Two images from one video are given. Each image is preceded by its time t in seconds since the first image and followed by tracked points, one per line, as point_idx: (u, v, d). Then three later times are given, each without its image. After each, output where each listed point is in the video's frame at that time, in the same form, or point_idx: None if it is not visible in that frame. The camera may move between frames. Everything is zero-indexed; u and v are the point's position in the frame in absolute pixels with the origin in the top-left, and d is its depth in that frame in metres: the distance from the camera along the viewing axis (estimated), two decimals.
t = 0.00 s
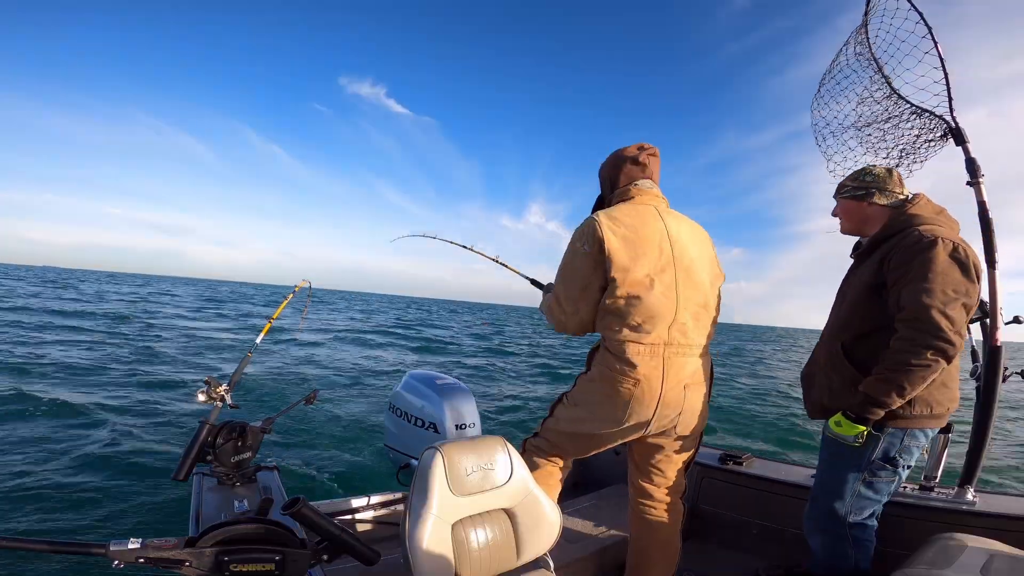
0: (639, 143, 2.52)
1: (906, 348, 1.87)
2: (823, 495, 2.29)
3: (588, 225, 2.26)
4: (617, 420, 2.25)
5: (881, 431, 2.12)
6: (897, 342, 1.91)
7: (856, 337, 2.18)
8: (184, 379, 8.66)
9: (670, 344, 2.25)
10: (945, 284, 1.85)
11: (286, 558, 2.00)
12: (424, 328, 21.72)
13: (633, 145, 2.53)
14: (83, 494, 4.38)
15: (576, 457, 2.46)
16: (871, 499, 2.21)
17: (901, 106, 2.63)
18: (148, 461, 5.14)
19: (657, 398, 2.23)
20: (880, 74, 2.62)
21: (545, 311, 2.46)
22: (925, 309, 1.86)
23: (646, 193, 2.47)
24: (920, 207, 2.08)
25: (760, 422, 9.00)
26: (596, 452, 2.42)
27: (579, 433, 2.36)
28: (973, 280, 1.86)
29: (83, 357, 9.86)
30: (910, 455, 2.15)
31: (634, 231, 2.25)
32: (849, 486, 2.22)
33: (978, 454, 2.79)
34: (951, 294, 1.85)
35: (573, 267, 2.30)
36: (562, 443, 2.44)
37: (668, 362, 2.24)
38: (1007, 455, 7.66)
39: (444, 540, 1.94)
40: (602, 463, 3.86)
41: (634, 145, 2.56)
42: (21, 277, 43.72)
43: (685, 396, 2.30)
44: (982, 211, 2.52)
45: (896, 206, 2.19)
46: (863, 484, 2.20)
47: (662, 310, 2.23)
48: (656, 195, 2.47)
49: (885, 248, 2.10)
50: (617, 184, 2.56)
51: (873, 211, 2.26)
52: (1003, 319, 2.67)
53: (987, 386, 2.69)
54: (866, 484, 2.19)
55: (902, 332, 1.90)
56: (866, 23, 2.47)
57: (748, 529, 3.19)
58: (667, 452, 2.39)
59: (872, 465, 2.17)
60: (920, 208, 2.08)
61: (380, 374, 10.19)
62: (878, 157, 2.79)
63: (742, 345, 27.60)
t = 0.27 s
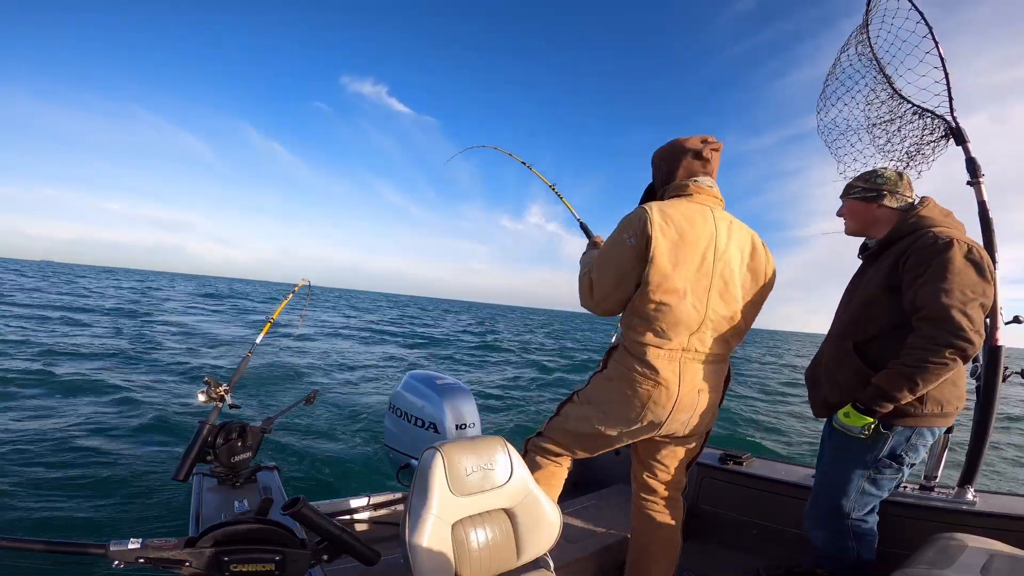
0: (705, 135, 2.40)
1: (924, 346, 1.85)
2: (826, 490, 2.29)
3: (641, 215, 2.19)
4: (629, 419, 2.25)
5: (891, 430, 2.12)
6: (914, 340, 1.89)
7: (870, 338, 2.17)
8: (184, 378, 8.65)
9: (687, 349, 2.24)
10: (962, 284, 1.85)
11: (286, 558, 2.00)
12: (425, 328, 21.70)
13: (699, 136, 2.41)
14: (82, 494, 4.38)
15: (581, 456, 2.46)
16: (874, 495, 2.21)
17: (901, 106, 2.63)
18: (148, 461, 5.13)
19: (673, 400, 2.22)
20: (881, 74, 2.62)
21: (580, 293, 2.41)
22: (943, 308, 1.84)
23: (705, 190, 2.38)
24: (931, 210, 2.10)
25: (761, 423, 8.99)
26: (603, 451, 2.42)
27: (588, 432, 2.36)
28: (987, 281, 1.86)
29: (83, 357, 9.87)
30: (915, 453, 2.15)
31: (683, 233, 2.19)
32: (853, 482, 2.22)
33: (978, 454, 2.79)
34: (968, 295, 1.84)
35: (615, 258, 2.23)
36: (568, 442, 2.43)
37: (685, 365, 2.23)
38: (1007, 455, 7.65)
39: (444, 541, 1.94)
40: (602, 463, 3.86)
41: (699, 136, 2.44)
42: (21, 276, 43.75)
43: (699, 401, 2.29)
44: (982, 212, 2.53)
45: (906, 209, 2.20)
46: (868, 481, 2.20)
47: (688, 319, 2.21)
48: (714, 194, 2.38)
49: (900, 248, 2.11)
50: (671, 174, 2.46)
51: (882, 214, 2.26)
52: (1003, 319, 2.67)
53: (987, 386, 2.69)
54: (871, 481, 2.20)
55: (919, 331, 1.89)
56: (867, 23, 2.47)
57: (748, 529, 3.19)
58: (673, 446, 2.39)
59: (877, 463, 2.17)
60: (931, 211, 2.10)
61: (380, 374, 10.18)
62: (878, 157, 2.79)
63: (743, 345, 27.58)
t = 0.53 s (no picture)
0: (756, 142, 2.31)
1: (935, 350, 1.85)
2: (839, 495, 2.27)
3: (682, 223, 2.10)
4: (632, 421, 2.26)
5: (900, 433, 2.11)
6: (925, 343, 1.89)
7: (881, 337, 2.17)
8: (183, 378, 8.65)
9: (696, 357, 2.24)
10: (979, 289, 1.84)
11: (286, 558, 2.00)
12: (424, 327, 21.68)
13: (749, 142, 2.30)
14: (82, 493, 4.38)
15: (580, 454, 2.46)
16: (888, 497, 2.20)
17: (900, 105, 2.63)
18: (147, 461, 5.14)
19: (678, 404, 2.23)
20: (880, 73, 2.62)
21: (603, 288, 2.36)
22: (959, 312, 1.83)
23: (748, 203, 2.30)
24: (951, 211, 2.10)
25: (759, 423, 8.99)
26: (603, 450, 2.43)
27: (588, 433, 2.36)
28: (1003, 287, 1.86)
29: (83, 356, 9.86)
30: (925, 454, 2.15)
31: (720, 246, 2.12)
32: (866, 487, 2.21)
33: (979, 454, 2.79)
34: (985, 300, 1.83)
35: (646, 263, 2.16)
36: (567, 440, 2.43)
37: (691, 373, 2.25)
38: (1007, 455, 7.65)
39: (443, 541, 1.94)
40: (602, 463, 3.86)
41: (748, 143, 2.34)
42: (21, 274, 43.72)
43: (701, 405, 2.30)
44: (983, 211, 2.53)
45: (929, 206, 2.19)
46: (882, 484, 2.19)
47: (705, 333, 2.19)
48: (757, 207, 2.31)
49: (917, 247, 2.10)
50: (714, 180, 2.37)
51: (905, 210, 2.26)
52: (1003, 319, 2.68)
53: (988, 387, 2.69)
54: (884, 484, 2.18)
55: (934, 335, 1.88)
56: (866, 22, 2.47)
57: (749, 530, 3.18)
58: (674, 443, 2.39)
59: (889, 466, 2.16)
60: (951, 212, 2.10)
61: (380, 374, 10.17)
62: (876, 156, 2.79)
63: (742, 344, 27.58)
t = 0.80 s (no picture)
0: (794, 154, 2.20)
1: (964, 349, 1.83)
2: (851, 497, 2.27)
3: (711, 242, 1.97)
4: (627, 420, 2.27)
5: (914, 436, 2.11)
6: (953, 342, 1.87)
7: (898, 337, 2.15)
8: (183, 377, 8.65)
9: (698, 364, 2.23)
10: (1003, 286, 1.83)
11: (286, 558, 1.99)
12: (424, 326, 21.68)
13: (787, 154, 2.20)
14: (81, 493, 4.38)
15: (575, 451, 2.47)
16: (902, 500, 2.20)
17: (900, 105, 2.63)
18: (147, 460, 5.14)
19: (672, 405, 2.23)
20: (879, 73, 2.62)
21: (613, 289, 2.24)
22: (986, 309, 1.82)
23: (779, 221, 2.21)
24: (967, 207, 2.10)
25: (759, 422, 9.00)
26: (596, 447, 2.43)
27: (583, 430, 2.36)
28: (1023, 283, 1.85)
29: (82, 355, 9.86)
30: (939, 457, 2.16)
31: (744, 269, 2.01)
32: (879, 490, 2.20)
33: (979, 454, 2.79)
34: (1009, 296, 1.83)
35: (664, 275, 2.06)
36: (563, 437, 2.44)
37: (688, 377, 2.23)
38: (1006, 455, 7.66)
39: (443, 541, 1.94)
40: (602, 463, 3.86)
41: (785, 153, 2.23)
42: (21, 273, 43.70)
43: (697, 409, 2.29)
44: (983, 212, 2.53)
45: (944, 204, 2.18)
46: (895, 487, 2.19)
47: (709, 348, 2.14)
48: (787, 226, 2.23)
49: (932, 243, 2.11)
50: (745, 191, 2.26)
51: (919, 208, 2.25)
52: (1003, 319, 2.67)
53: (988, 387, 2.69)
54: (897, 488, 2.18)
55: (962, 334, 1.86)
56: (865, 22, 2.47)
57: (749, 530, 3.18)
58: (667, 442, 2.38)
59: (903, 470, 2.16)
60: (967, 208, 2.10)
61: (380, 373, 10.18)
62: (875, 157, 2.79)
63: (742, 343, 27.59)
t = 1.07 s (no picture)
0: (810, 170, 2.20)
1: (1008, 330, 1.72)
2: (850, 498, 2.27)
3: (721, 267, 1.90)
4: (619, 421, 2.28)
5: (916, 439, 2.12)
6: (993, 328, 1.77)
7: (902, 337, 2.16)
8: (183, 378, 8.65)
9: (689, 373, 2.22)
10: None
11: (286, 558, 1.99)
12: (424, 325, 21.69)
13: (803, 169, 2.19)
14: (81, 493, 4.38)
15: (570, 448, 2.47)
16: (902, 503, 2.21)
17: (899, 106, 2.63)
18: (147, 461, 5.14)
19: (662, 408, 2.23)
20: (879, 73, 2.62)
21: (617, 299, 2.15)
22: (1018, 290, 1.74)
23: (792, 242, 2.18)
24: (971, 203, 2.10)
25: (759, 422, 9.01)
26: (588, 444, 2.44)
27: (579, 429, 2.36)
28: None
29: (82, 356, 9.86)
30: (942, 460, 2.16)
31: (749, 296, 1.96)
32: (880, 492, 2.20)
33: (978, 454, 2.79)
34: None
35: (667, 294, 1.99)
36: (558, 434, 2.44)
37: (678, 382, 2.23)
38: (1005, 455, 7.67)
39: (443, 541, 1.94)
40: (602, 463, 3.86)
41: (800, 168, 2.22)
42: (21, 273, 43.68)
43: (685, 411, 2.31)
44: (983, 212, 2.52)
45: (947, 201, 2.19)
46: (896, 489, 2.19)
47: (700, 360, 2.14)
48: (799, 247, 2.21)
49: (940, 242, 2.09)
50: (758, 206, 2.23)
51: (921, 205, 2.25)
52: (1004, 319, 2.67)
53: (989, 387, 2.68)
54: (898, 490, 2.19)
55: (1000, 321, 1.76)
56: (865, 21, 2.47)
57: (749, 530, 3.18)
58: (657, 440, 2.38)
59: (905, 473, 2.17)
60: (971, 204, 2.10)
61: (380, 373, 10.18)
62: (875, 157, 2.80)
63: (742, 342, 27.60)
